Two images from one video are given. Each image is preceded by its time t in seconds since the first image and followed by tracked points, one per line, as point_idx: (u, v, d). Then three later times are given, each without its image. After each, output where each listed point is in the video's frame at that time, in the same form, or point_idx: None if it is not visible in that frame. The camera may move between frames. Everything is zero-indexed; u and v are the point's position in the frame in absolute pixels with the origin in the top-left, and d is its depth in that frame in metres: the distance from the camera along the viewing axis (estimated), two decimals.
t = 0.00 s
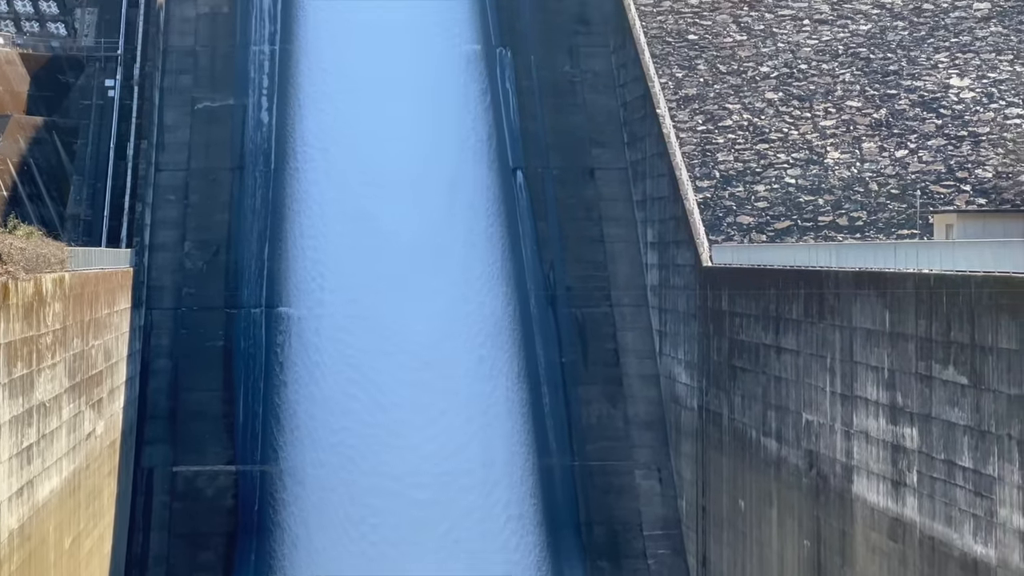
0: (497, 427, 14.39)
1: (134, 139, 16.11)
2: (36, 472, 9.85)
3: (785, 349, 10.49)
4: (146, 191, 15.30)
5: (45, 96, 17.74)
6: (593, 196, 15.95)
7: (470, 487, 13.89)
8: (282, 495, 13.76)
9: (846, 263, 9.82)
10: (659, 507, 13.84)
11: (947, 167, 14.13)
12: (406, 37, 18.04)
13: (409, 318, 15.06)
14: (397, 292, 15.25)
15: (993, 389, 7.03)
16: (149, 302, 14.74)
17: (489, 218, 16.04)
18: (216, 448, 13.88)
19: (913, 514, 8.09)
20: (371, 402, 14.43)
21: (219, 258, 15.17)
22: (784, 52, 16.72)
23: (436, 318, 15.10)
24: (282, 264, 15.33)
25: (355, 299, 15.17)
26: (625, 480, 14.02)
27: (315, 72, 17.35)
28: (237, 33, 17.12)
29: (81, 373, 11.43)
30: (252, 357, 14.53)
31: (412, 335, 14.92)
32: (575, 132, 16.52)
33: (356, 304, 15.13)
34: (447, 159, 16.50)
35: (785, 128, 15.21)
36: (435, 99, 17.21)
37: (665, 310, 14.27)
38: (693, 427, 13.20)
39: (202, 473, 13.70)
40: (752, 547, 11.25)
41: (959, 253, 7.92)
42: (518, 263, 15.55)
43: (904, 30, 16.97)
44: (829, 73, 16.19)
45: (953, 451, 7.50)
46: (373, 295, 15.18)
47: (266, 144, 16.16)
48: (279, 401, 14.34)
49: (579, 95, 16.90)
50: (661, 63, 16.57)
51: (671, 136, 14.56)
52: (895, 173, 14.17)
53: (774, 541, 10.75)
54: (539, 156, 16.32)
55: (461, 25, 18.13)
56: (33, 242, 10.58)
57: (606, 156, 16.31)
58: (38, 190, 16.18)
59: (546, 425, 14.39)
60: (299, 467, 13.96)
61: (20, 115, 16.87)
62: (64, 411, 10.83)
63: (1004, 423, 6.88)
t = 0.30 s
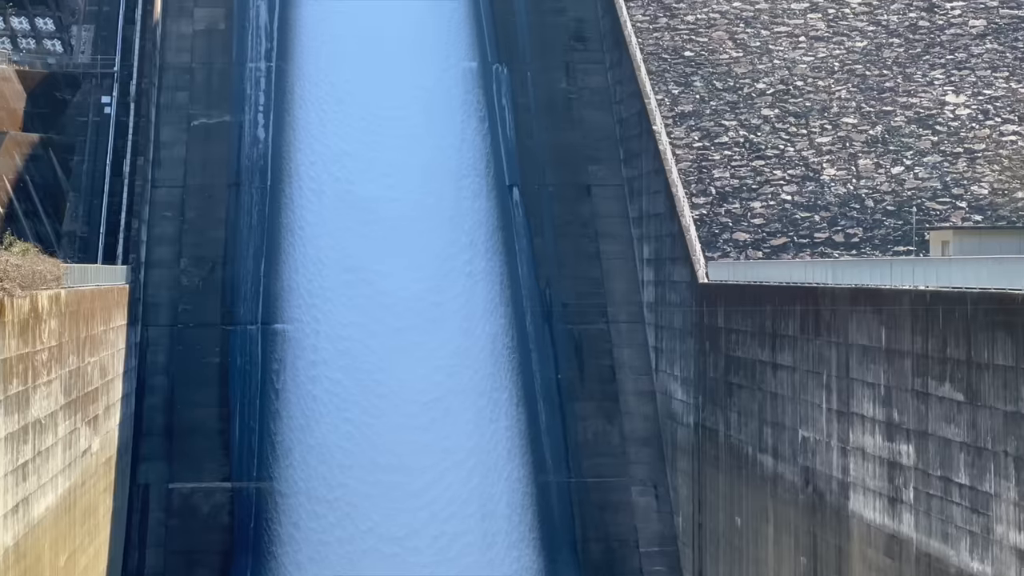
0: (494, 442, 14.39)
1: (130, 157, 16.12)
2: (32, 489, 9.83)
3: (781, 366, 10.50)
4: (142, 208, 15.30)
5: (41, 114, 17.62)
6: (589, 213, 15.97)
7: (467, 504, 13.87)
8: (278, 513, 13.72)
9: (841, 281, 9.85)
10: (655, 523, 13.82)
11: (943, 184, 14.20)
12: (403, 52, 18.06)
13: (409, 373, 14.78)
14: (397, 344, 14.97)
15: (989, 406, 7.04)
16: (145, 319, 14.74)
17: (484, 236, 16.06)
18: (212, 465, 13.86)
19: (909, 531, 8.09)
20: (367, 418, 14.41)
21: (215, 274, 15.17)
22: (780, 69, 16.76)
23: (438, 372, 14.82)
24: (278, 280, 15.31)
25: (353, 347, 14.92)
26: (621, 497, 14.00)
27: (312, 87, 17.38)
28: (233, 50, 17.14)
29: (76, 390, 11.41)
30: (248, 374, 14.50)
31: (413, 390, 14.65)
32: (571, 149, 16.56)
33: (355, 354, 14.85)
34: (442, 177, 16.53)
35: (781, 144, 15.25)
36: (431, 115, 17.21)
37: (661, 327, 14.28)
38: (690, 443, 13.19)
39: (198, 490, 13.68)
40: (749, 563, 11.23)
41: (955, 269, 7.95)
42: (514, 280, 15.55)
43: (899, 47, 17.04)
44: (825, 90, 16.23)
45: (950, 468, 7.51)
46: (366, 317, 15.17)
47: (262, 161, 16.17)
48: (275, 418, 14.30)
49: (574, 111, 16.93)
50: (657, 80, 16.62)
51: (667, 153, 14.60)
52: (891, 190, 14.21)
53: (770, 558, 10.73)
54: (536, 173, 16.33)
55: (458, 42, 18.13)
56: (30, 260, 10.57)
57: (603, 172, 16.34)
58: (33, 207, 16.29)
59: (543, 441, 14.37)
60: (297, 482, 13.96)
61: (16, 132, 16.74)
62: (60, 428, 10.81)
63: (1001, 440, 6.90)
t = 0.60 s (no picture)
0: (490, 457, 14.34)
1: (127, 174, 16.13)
2: (28, 507, 9.79)
3: (778, 384, 10.51)
4: (139, 226, 15.32)
5: (38, 131, 17.61)
6: (586, 230, 16.02)
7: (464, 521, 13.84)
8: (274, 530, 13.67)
9: (839, 297, 9.89)
10: (652, 541, 13.82)
11: (940, 201, 14.23)
12: (399, 84, 17.84)
13: (409, 432, 14.35)
14: (396, 400, 14.59)
15: (986, 424, 7.05)
16: (142, 336, 14.75)
17: (482, 272, 15.82)
18: (208, 482, 13.83)
19: (907, 548, 8.08)
20: (362, 431, 14.32)
21: (211, 292, 15.19)
22: (777, 86, 16.78)
23: (437, 418, 14.53)
24: (274, 298, 15.29)
25: (352, 401, 14.55)
26: (618, 514, 13.99)
27: (307, 121, 17.18)
28: (230, 67, 17.18)
29: (73, 407, 11.40)
30: (245, 392, 14.48)
31: (413, 449, 14.21)
32: (568, 166, 16.60)
33: (353, 396, 14.60)
34: (438, 214, 16.28)
35: (778, 161, 15.30)
36: (427, 149, 16.98)
37: (659, 345, 14.30)
38: (687, 461, 13.19)
39: (194, 508, 13.65)
40: None
41: (952, 284, 7.98)
42: (511, 298, 15.57)
43: (895, 64, 17.10)
44: (821, 107, 16.24)
45: (947, 486, 7.51)
46: (362, 358, 14.89)
47: (259, 178, 16.19)
48: (271, 435, 14.27)
49: (571, 128, 16.97)
50: (654, 97, 16.67)
51: (664, 170, 14.63)
52: (888, 208, 14.25)
53: None
54: (533, 190, 16.37)
55: (455, 72, 17.95)
56: (26, 277, 10.55)
57: (600, 190, 16.36)
58: (29, 223, 16.23)
59: (539, 459, 14.35)
60: (295, 494, 13.92)
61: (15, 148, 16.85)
62: (56, 446, 10.78)
63: (998, 457, 6.91)
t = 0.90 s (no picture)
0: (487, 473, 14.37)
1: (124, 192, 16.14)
2: (25, 525, 9.77)
3: (776, 402, 10.52)
4: (137, 243, 15.36)
5: (36, 149, 17.67)
6: (584, 248, 16.06)
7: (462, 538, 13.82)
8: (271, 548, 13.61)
9: (836, 315, 9.93)
10: (650, 559, 13.79)
11: (937, 219, 14.26)
12: (397, 126, 17.50)
13: (409, 494, 14.04)
14: (396, 458, 14.29)
15: (984, 441, 7.05)
16: (139, 353, 14.77)
17: (481, 306, 15.74)
18: (205, 500, 13.82)
19: (905, 566, 8.08)
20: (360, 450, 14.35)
21: (209, 309, 15.22)
22: (774, 104, 16.82)
23: (435, 437, 14.53)
24: (272, 317, 15.32)
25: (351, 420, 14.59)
26: (616, 532, 13.96)
27: (304, 167, 16.85)
28: (227, 85, 17.24)
29: (70, 426, 11.39)
30: (243, 410, 14.47)
31: (414, 512, 13.89)
32: (564, 185, 16.64)
33: (352, 416, 14.63)
34: (438, 268, 15.99)
35: (775, 179, 15.33)
36: (426, 198, 16.68)
37: (656, 362, 14.31)
38: (685, 479, 13.17)
39: (192, 526, 13.65)
40: None
41: (950, 302, 8.01)
42: (508, 317, 15.58)
43: (893, 82, 17.14)
44: (819, 124, 16.29)
45: (945, 503, 7.51)
46: (358, 422, 14.61)
47: (256, 196, 16.23)
48: (269, 453, 14.25)
49: (569, 145, 17.01)
50: (651, 115, 16.74)
51: (662, 188, 14.68)
52: (885, 225, 14.28)
53: None
54: (530, 208, 16.40)
55: (456, 115, 17.64)
56: (24, 295, 10.55)
57: (597, 208, 16.40)
58: (27, 242, 16.27)
59: (537, 477, 14.33)
60: (292, 511, 13.91)
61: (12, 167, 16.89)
62: (54, 464, 10.76)
63: (996, 475, 6.91)
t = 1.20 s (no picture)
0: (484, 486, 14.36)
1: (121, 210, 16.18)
2: (22, 545, 9.73)
3: (774, 420, 10.53)
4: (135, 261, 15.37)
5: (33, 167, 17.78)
6: (582, 266, 16.08)
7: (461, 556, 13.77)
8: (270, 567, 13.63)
9: (835, 333, 9.95)
10: None
11: (935, 237, 14.30)
12: (396, 172, 17.23)
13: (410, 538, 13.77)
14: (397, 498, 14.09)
15: (983, 458, 7.06)
16: (137, 372, 14.80)
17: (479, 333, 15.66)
18: (203, 519, 13.80)
19: None
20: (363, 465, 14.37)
21: (206, 327, 15.22)
22: (772, 122, 16.85)
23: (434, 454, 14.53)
24: (270, 335, 15.29)
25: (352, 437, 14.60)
26: (614, 550, 13.95)
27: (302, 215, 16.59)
28: (225, 103, 17.27)
29: (68, 444, 11.37)
30: (241, 428, 14.49)
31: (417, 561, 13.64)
32: (562, 202, 16.67)
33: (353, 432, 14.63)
34: (437, 323, 15.71)
35: (773, 197, 15.36)
36: (425, 249, 16.44)
37: (654, 380, 14.33)
38: (683, 497, 13.14)
39: (189, 544, 13.63)
40: None
41: (947, 320, 8.03)
42: (507, 335, 15.55)
43: (890, 100, 17.16)
44: (817, 142, 16.32)
45: (944, 521, 7.51)
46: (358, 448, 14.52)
47: (254, 215, 16.26)
48: (267, 471, 14.25)
49: (567, 163, 17.05)
50: (649, 133, 16.82)
51: (660, 206, 14.71)
52: (883, 243, 14.31)
53: None
54: (528, 226, 16.43)
55: (457, 160, 17.36)
56: (22, 313, 10.53)
57: (595, 227, 16.43)
58: (25, 260, 16.30)
59: (535, 495, 14.30)
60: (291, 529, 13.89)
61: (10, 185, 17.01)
62: (51, 482, 10.72)
63: (994, 493, 6.91)
